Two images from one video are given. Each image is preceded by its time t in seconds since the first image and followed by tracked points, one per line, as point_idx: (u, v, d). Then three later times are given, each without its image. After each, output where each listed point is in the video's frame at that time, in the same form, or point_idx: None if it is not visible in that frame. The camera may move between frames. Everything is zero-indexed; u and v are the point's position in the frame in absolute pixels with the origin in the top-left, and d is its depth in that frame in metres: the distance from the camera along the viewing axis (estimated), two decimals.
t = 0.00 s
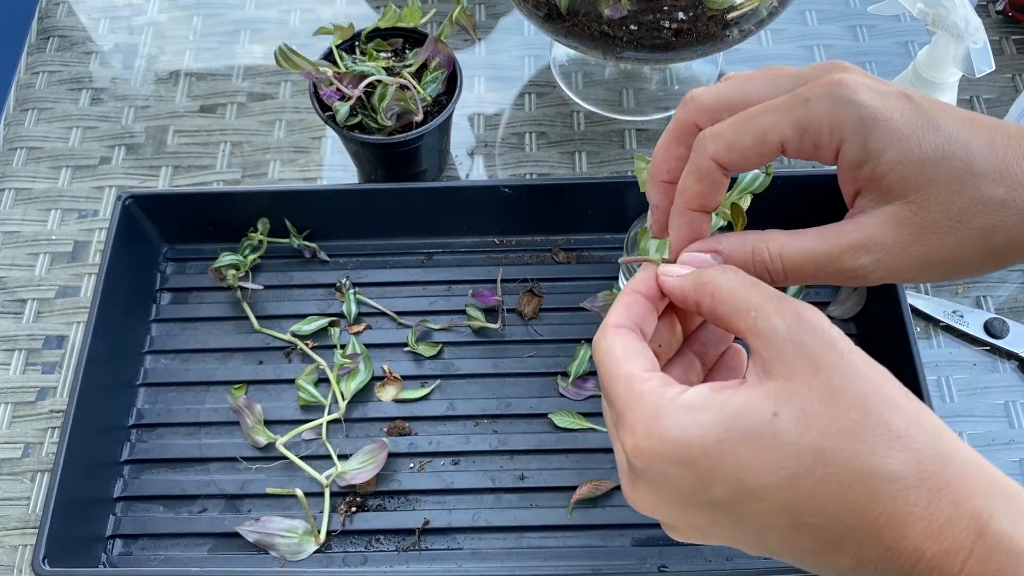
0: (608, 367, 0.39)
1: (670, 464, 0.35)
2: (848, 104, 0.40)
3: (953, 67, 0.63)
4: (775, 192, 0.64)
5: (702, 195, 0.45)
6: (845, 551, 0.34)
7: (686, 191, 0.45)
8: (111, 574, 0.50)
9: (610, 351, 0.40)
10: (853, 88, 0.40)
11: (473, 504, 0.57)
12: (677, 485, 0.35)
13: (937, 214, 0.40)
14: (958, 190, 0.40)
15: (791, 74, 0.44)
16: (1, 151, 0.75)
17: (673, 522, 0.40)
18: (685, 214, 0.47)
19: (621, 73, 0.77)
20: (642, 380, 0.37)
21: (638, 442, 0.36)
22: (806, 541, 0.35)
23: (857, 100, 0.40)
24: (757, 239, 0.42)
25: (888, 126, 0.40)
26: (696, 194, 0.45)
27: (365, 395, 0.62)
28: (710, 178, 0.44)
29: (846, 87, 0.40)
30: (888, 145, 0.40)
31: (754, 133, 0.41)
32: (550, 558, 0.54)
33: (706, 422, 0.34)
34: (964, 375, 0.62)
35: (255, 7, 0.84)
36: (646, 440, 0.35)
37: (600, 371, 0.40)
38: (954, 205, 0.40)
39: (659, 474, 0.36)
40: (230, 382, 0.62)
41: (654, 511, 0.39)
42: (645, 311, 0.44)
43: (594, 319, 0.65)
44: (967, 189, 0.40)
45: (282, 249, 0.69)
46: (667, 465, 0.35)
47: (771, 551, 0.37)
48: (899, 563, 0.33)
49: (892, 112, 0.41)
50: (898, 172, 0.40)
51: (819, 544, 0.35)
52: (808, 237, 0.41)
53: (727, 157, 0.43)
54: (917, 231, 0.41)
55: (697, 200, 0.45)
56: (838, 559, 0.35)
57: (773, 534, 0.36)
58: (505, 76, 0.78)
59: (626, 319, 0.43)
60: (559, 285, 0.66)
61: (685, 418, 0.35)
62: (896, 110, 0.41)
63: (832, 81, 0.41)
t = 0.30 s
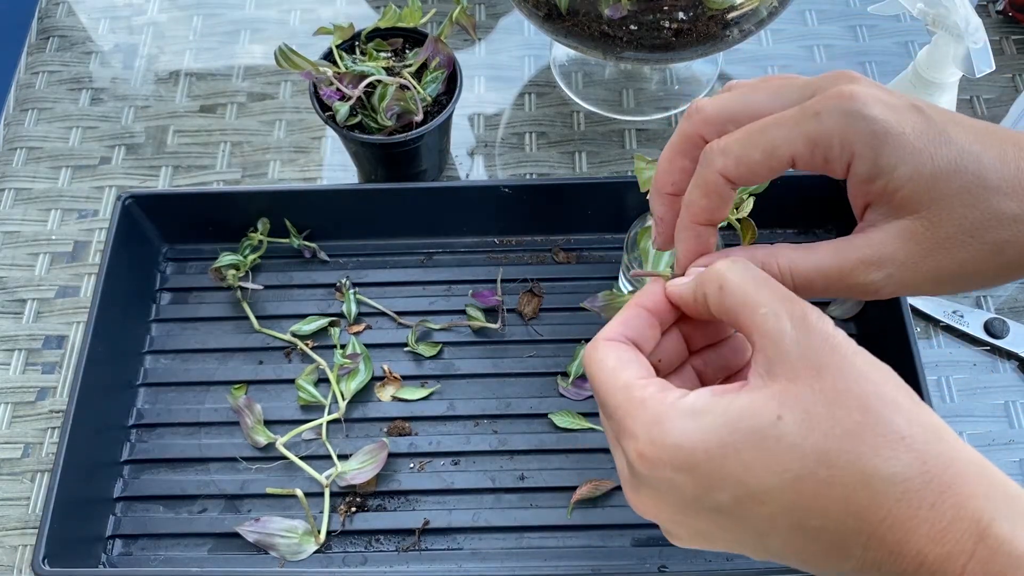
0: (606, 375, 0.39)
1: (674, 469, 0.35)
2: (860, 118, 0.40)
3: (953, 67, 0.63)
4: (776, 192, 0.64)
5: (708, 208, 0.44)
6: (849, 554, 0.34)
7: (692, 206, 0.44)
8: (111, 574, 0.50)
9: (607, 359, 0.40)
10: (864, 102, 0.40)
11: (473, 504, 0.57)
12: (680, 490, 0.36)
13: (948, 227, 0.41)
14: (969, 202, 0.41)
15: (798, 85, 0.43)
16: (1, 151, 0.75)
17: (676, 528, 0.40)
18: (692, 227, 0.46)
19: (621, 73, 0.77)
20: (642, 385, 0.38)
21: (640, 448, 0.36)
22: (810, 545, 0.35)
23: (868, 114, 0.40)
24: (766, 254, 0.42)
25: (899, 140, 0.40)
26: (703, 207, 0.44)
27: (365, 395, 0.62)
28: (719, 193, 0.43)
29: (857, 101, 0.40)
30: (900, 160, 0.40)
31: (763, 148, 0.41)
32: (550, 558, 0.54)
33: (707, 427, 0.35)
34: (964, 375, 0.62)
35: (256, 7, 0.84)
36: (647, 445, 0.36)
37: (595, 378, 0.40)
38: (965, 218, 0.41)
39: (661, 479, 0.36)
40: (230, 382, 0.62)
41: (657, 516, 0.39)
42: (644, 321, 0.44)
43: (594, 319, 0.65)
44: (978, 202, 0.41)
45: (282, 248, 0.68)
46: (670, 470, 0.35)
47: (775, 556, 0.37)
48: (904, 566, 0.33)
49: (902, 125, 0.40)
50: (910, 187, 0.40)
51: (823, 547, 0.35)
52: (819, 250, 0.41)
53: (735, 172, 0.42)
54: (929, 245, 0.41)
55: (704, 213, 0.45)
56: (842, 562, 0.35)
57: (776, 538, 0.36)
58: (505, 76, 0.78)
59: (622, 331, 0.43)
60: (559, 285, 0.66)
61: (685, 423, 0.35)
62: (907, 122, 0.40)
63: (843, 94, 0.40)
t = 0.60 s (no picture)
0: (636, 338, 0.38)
1: (708, 422, 0.34)
2: (852, 128, 0.38)
3: (953, 67, 0.63)
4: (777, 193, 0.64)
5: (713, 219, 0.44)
6: (859, 543, 0.32)
7: (695, 221, 0.44)
8: (111, 574, 0.50)
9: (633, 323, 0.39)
10: (855, 113, 0.38)
11: (473, 504, 0.57)
12: (708, 447, 0.34)
13: (954, 229, 0.39)
14: (977, 202, 0.38)
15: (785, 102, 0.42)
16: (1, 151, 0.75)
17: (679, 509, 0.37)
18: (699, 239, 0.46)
19: (621, 72, 0.77)
20: (677, 352, 0.37)
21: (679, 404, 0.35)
22: (818, 527, 0.33)
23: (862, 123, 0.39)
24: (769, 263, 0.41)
25: (895, 145, 0.39)
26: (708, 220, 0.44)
27: (365, 395, 0.62)
28: (718, 206, 0.43)
29: (845, 110, 0.38)
30: (896, 166, 0.39)
31: (759, 166, 0.40)
32: (550, 558, 0.54)
33: (748, 387, 0.34)
34: (964, 375, 0.62)
35: (255, 7, 0.84)
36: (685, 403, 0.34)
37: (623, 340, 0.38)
38: (973, 219, 0.39)
39: (694, 436, 0.34)
40: (230, 382, 0.62)
41: (664, 486, 0.37)
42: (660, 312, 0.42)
43: (594, 319, 0.65)
44: (983, 201, 0.38)
45: (282, 248, 0.68)
46: (705, 422, 0.34)
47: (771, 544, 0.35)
48: (912, 557, 0.31)
49: (896, 131, 0.39)
50: (910, 192, 0.39)
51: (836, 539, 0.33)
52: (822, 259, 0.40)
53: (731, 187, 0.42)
54: (935, 247, 0.39)
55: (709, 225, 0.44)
56: (846, 553, 0.33)
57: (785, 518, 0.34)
58: (506, 76, 0.78)
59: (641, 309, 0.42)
60: (559, 285, 0.66)
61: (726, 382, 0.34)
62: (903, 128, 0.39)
63: (834, 104, 0.39)
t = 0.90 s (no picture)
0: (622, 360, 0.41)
1: (689, 434, 0.36)
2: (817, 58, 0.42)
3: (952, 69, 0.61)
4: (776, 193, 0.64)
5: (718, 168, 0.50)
6: (838, 544, 0.34)
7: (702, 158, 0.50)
8: (111, 574, 0.50)
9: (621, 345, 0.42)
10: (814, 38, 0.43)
11: (473, 505, 0.57)
12: (691, 461, 0.36)
13: (926, 121, 0.38)
14: (948, 93, 0.38)
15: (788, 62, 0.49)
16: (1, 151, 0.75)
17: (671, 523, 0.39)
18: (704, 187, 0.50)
19: (621, 72, 0.77)
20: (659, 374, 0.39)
21: (662, 419, 0.37)
22: (800, 529, 0.34)
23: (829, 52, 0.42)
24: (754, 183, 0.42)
25: (860, 61, 0.40)
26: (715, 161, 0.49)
27: (365, 395, 0.62)
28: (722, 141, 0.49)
29: (810, 40, 0.43)
30: (861, 75, 0.40)
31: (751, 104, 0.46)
32: (550, 558, 0.54)
33: (730, 401, 0.36)
34: (964, 375, 0.62)
35: (256, 7, 0.84)
36: (669, 415, 0.37)
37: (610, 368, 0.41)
38: (948, 111, 0.38)
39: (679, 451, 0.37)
40: (230, 382, 0.62)
41: (652, 500, 0.39)
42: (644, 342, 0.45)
43: (594, 319, 0.65)
44: (943, 89, 0.38)
45: (282, 248, 0.69)
46: (686, 436, 0.36)
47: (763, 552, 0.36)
48: (894, 552, 0.33)
49: (861, 48, 0.41)
50: (876, 95, 0.39)
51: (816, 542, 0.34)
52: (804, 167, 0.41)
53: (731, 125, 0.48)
54: (907, 139, 0.38)
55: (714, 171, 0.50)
56: (833, 552, 0.34)
57: (773, 522, 0.35)
58: (506, 76, 0.78)
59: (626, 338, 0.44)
60: (559, 285, 0.66)
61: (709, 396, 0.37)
62: (873, 47, 0.41)
63: (805, 43, 0.43)
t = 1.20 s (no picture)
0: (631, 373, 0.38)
1: (701, 444, 0.33)
2: (700, 194, 0.41)
3: (952, 68, 0.59)
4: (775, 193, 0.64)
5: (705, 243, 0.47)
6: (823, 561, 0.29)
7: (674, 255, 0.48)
8: (111, 574, 0.50)
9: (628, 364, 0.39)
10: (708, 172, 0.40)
11: (473, 504, 0.57)
12: (698, 469, 0.33)
13: (802, 239, 0.38)
14: (820, 212, 0.37)
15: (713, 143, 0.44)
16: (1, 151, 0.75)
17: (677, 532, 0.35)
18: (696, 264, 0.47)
19: (621, 73, 0.77)
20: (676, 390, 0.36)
21: (676, 428, 0.34)
22: (789, 540, 0.30)
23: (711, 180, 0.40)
24: (708, 281, 0.44)
25: (732, 193, 0.39)
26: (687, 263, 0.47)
27: (365, 395, 0.62)
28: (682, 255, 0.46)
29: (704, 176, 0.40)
30: (737, 206, 0.39)
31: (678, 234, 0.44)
32: (549, 558, 0.54)
33: (741, 414, 0.33)
34: (964, 375, 0.62)
35: (256, 8, 0.84)
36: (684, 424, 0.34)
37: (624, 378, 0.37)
38: (819, 227, 0.37)
39: (687, 457, 0.34)
40: (230, 382, 0.63)
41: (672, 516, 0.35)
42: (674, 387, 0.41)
43: (594, 319, 0.65)
44: (831, 216, 0.37)
45: (282, 248, 0.69)
46: (698, 444, 0.33)
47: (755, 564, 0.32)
48: None
49: (731, 177, 0.39)
50: (754, 222, 0.39)
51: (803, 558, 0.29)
52: (740, 263, 0.43)
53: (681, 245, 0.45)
54: (793, 255, 0.39)
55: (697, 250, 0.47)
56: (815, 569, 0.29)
57: (765, 531, 0.31)
58: (506, 76, 0.79)
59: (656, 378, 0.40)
60: (559, 285, 0.66)
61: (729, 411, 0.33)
62: (743, 173, 0.39)
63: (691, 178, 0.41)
